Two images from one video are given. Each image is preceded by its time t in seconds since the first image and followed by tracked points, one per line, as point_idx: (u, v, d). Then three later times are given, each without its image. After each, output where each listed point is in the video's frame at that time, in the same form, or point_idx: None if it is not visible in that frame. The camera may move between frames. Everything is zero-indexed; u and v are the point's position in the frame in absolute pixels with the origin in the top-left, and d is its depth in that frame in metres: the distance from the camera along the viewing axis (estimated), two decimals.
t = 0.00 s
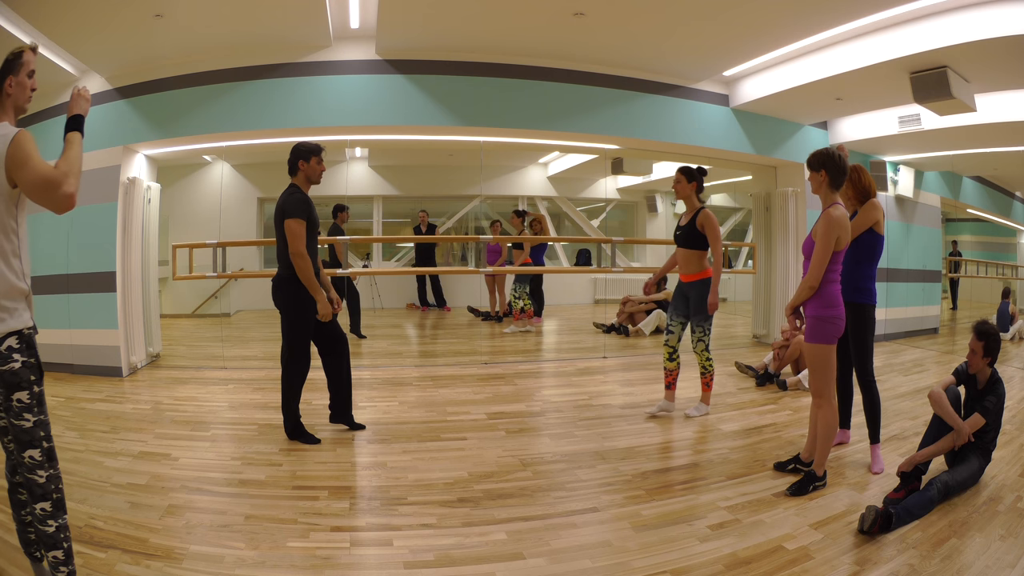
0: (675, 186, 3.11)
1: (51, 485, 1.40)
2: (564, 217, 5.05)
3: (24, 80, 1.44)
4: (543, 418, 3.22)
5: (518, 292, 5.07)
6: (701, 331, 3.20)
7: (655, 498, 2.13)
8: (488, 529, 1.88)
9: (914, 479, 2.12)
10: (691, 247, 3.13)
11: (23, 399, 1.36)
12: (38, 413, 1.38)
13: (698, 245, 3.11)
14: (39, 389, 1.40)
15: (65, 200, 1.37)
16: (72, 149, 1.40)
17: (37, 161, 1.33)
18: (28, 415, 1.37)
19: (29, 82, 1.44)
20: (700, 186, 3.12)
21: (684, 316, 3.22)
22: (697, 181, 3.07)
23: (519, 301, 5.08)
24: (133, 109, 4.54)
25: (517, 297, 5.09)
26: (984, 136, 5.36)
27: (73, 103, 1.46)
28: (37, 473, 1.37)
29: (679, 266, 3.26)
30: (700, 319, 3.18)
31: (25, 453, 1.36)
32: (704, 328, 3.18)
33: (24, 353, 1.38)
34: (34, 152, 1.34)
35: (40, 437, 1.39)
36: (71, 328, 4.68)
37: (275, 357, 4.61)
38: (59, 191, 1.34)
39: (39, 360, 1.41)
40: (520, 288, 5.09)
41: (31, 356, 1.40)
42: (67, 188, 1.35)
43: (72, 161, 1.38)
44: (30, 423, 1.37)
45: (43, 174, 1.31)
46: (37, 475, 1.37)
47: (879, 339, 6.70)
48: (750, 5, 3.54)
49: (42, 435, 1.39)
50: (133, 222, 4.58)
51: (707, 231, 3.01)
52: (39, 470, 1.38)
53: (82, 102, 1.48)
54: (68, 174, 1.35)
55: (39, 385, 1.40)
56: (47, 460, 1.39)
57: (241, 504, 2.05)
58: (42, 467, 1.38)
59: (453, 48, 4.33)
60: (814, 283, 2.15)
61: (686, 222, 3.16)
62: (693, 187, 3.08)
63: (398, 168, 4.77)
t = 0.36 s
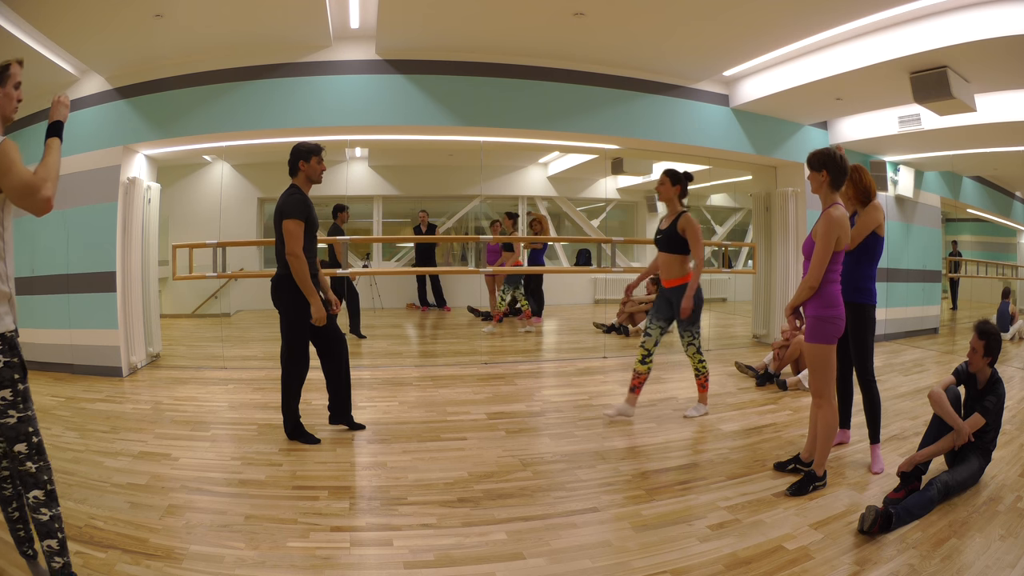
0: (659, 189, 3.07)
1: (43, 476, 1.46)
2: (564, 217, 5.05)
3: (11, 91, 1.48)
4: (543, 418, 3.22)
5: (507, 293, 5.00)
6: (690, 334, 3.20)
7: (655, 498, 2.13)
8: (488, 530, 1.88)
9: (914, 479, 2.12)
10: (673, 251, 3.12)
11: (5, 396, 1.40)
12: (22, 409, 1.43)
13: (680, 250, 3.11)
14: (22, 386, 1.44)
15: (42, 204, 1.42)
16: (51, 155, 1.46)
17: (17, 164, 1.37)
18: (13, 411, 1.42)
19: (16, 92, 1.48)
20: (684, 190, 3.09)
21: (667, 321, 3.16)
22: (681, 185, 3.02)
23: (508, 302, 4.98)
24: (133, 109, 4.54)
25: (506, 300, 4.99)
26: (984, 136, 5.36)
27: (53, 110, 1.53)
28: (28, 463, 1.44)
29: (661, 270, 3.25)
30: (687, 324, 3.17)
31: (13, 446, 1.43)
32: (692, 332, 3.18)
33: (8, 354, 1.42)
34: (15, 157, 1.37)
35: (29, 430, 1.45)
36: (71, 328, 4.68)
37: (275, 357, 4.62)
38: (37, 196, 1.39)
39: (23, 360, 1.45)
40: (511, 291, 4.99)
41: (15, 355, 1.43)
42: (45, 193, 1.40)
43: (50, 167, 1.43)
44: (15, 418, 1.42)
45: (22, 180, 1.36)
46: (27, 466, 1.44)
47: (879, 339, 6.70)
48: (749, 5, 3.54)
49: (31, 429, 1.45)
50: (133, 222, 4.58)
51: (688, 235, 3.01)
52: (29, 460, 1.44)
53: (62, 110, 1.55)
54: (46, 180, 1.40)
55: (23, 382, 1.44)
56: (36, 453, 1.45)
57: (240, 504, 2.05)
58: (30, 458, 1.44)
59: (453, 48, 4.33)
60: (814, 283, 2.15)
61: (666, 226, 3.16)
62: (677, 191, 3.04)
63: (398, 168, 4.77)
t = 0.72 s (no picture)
0: (600, 183, 2.93)
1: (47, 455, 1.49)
2: (564, 217, 5.04)
3: (10, 100, 1.48)
4: (543, 418, 3.22)
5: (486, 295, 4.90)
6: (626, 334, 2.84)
7: (655, 497, 2.14)
8: (488, 529, 1.88)
9: (914, 479, 2.12)
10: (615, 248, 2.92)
11: (11, 384, 1.41)
12: (26, 394, 1.45)
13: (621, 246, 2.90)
14: (25, 370, 1.46)
15: (34, 209, 1.42)
16: (43, 162, 1.47)
17: (11, 169, 1.38)
18: (19, 395, 1.43)
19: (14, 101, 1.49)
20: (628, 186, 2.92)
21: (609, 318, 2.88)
22: (623, 180, 2.88)
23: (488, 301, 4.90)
24: (133, 109, 4.54)
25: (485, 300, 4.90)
26: (984, 136, 5.36)
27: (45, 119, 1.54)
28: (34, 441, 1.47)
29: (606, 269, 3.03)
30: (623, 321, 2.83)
31: (19, 429, 1.44)
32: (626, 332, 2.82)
33: (7, 345, 1.41)
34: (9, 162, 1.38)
35: (34, 412, 1.47)
36: (71, 328, 4.67)
37: (275, 357, 4.63)
38: (30, 201, 1.40)
39: (23, 346, 1.46)
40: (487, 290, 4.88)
41: (16, 343, 1.44)
42: (37, 198, 1.41)
43: (42, 173, 1.45)
44: (21, 404, 1.44)
45: (17, 185, 1.36)
46: (34, 444, 1.46)
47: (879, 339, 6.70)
48: (749, 5, 3.54)
49: (36, 409, 1.48)
50: (133, 222, 4.58)
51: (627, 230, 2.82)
52: (36, 438, 1.47)
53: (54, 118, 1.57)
54: (37, 186, 1.41)
55: (25, 365, 1.46)
56: (42, 429, 1.49)
57: (240, 504, 2.05)
58: (36, 436, 1.47)
59: (453, 48, 4.33)
60: (817, 283, 2.13)
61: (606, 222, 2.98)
62: (617, 185, 2.89)
63: (398, 169, 4.77)
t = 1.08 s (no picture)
0: (532, 186, 2.80)
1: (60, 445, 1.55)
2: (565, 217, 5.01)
3: (24, 108, 1.56)
4: (543, 418, 3.22)
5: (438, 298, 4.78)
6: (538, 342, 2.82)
7: (655, 497, 2.14)
8: (487, 530, 1.88)
9: (914, 479, 2.12)
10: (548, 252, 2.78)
11: (29, 379, 1.49)
12: (42, 388, 1.53)
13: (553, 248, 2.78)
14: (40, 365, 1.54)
15: (54, 217, 1.50)
16: (61, 170, 1.54)
17: (31, 178, 1.46)
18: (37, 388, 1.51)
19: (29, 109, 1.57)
20: (561, 188, 2.84)
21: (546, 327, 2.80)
22: (557, 182, 2.79)
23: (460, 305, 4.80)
24: (133, 109, 4.54)
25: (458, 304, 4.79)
26: (984, 136, 5.36)
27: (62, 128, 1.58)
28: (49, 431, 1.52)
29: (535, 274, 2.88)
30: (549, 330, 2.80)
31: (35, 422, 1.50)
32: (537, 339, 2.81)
33: (27, 342, 1.50)
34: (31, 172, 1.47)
35: (49, 405, 1.53)
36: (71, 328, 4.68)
37: (276, 357, 4.63)
38: (50, 209, 1.48)
39: (38, 342, 1.53)
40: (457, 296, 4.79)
41: (32, 339, 1.52)
42: (58, 206, 1.49)
43: (61, 181, 1.52)
44: (37, 397, 1.51)
45: (35, 193, 1.45)
46: (48, 436, 1.52)
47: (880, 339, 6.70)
48: (749, 5, 3.54)
49: (49, 401, 1.54)
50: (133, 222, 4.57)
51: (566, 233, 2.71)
52: (50, 428, 1.53)
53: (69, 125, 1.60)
54: (58, 194, 1.49)
55: (40, 360, 1.54)
56: (54, 420, 1.55)
57: (240, 504, 2.05)
58: (51, 426, 1.53)
59: (453, 48, 4.33)
60: (819, 283, 2.13)
61: (539, 226, 2.85)
62: (551, 187, 2.79)
63: (398, 168, 4.77)
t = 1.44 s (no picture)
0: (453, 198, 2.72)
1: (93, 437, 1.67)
2: (564, 217, 5.03)
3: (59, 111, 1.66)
4: (543, 418, 3.22)
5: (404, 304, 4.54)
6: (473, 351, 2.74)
7: (655, 497, 2.14)
8: (487, 530, 1.88)
9: (914, 479, 2.12)
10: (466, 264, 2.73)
11: (70, 370, 1.62)
12: (82, 380, 1.65)
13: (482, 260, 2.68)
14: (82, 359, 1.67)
15: (96, 219, 1.61)
16: (99, 175, 1.62)
17: (70, 183, 1.55)
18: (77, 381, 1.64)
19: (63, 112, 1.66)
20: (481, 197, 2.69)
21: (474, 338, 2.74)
22: (473, 192, 2.66)
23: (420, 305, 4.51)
24: (133, 109, 4.54)
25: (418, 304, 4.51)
26: (984, 136, 5.36)
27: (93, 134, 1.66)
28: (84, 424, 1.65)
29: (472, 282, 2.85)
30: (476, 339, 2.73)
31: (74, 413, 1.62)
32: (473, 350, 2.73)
33: (73, 333, 1.63)
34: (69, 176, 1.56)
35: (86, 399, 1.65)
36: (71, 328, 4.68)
37: (276, 357, 4.64)
38: (92, 213, 1.58)
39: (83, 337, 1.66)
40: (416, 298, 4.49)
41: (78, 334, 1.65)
42: (99, 210, 1.60)
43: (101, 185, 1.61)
44: (77, 390, 1.63)
45: (77, 199, 1.54)
46: (83, 429, 1.64)
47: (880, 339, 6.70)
48: (749, 4, 3.54)
49: (87, 395, 1.66)
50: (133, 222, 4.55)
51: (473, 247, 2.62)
52: (87, 421, 1.65)
53: (103, 132, 1.69)
54: (100, 199, 1.59)
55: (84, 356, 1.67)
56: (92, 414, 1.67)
57: (240, 504, 2.05)
58: (87, 420, 1.66)
59: (453, 48, 4.33)
60: (820, 283, 2.12)
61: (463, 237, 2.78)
62: (471, 199, 2.68)
63: (398, 169, 4.77)
